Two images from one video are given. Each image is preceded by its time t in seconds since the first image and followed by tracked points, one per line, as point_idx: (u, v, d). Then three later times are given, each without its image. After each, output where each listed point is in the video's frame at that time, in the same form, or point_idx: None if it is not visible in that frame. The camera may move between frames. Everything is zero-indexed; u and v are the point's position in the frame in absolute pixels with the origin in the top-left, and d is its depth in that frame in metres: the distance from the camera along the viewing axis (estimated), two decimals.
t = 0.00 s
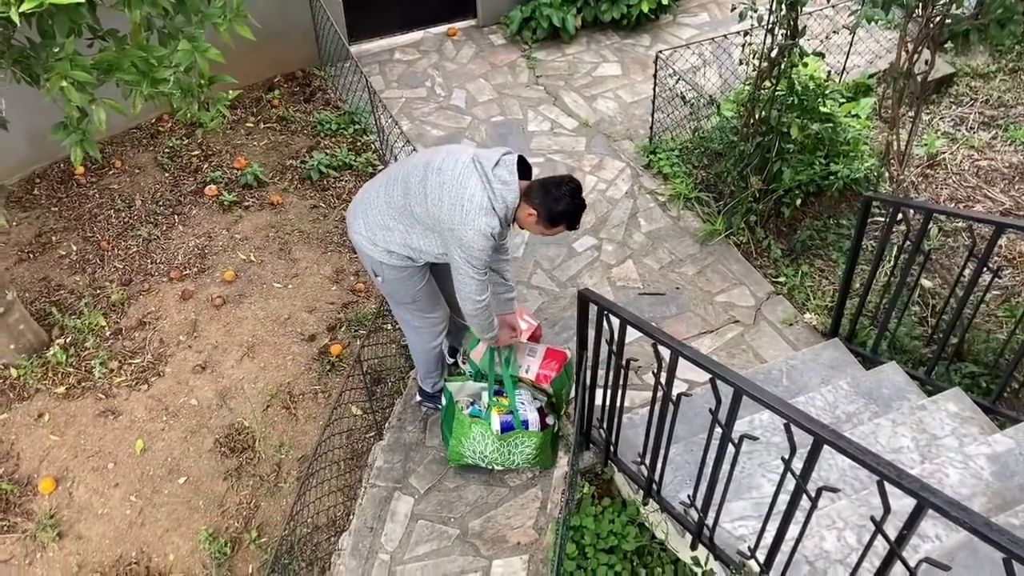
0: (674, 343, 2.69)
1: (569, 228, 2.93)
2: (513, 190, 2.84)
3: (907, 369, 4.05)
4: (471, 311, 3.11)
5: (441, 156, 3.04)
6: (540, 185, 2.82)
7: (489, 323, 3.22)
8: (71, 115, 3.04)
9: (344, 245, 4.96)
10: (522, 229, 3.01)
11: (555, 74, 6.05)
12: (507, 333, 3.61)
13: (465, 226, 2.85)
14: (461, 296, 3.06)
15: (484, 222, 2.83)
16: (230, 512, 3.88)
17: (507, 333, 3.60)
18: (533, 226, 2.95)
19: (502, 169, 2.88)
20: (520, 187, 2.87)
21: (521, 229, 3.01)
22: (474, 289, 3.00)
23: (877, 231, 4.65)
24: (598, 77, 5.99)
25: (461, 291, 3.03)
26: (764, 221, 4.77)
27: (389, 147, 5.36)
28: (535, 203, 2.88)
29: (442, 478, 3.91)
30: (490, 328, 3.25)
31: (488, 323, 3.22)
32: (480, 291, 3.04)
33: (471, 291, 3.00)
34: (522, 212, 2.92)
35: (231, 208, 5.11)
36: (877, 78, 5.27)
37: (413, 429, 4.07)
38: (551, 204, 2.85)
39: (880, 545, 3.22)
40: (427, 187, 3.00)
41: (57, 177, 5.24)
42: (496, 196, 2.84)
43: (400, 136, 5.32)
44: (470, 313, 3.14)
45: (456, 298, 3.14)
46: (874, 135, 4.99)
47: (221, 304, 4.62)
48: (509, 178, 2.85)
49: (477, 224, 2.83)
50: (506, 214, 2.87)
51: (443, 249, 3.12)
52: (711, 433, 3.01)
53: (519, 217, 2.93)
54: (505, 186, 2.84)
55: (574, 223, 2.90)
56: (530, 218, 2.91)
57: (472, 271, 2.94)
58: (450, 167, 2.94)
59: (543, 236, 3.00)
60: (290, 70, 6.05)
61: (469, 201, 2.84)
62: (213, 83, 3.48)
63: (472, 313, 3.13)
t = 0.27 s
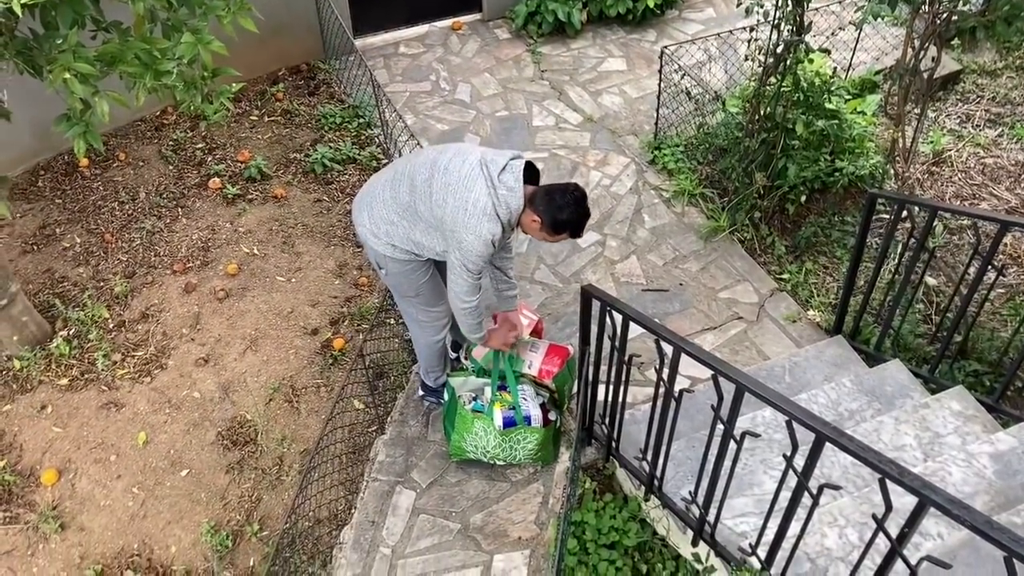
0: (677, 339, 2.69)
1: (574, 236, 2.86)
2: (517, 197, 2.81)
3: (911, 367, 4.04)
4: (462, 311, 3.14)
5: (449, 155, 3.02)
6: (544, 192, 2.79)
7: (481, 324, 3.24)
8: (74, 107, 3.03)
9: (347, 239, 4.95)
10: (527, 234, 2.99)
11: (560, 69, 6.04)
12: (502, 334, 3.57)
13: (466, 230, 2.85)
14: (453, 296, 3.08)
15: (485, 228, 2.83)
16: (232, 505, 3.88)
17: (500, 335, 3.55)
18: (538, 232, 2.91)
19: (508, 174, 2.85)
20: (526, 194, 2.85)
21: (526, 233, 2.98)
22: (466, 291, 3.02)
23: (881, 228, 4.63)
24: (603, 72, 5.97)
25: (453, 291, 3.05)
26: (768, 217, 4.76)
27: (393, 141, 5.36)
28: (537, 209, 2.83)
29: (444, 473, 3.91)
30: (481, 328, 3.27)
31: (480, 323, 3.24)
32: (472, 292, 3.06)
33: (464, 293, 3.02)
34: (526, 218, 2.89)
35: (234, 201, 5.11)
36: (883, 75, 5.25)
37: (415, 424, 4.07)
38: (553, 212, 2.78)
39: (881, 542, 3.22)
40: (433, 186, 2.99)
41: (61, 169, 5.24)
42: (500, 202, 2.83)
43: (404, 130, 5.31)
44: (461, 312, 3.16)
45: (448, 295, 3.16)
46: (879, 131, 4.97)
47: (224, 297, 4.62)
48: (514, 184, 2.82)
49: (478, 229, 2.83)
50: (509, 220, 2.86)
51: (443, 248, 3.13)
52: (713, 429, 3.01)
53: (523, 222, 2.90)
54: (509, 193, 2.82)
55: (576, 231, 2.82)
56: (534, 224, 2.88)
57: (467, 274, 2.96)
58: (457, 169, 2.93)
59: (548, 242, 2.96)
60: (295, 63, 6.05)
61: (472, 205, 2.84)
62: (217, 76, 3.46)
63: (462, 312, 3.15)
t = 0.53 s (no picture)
0: (681, 334, 2.69)
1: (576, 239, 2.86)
2: (520, 198, 2.81)
3: (915, 364, 4.04)
4: (458, 306, 3.16)
5: (456, 152, 3.02)
6: (548, 194, 2.78)
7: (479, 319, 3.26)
8: (83, 99, 3.04)
9: (353, 233, 4.96)
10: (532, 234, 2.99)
11: (566, 64, 6.04)
12: (497, 337, 3.51)
13: (467, 228, 2.86)
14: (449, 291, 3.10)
15: (487, 228, 2.84)
16: (237, 497, 3.90)
17: (492, 339, 3.49)
18: (542, 234, 2.92)
19: (513, 175, 2.84)
20: (530, 195, 2.84)
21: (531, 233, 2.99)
22: (462, 287, 3.05)
23: (886, 225, 4.63)
24: (609, 67, 5.97)
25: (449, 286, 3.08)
26: (773, 214, 4.76)
27: (399, 136, 5.37)
28: (540, 210, 2.85)
29: (448, 467, 3.93)
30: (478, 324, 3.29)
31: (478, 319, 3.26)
32: (469, 288, 3.08)
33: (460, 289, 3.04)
34: (530, 220, 2.90)
35: (241, 194, 5.13)
36: (889, 72, 5.24)
37: (420, 417, 4.09)
38: (556, 213, 2.78)
39: (884, 538, 3.23)
40: (438, 182, 3.00)
41: (68, 162, 5.26)
42: (502, 203, 2.83)
43: (410, 124, 5.32)
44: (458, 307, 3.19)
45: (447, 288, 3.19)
46: (885, 128, 4.97)
47: (230, 290, 4.63)
48: (518, 185, 2.81)
49: (480, 228, 2.84)
50: (511, 220, 2.86)
51: (445, 244, 3.14)
52: (717, 424, 3.01)
53: (526, 223, 2.90)
54: (513, 194, 2.81)
55: (578, 233, 2.81)
56: (537, 226, 2.89)
57: (465, 271, 2.98)
58: (463, 167, 2.93)
59: (552, 243, 2.95)
60: (301, 58, 6.06)
61: (475, 204, 2.84)
62: (224, 69, 3.47)
63: (459, 307, 3.17)
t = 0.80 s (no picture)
0: (685, 329, 2.70)
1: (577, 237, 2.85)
2: (521, 197, 2.81)
3: (918, 361, 4.05)
4: (457, 300, 3.18)
5: (459, 149, 3.03)
6: (549, 193, 2.78)
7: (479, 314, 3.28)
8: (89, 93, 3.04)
9: (357, 228, 4.97)
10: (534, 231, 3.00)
11: (570, 60, 6.04)
12: (498, 329, 3.58)
13: (467, 226, 2.87)
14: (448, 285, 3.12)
15: (487, 225, 2.85)
16: (241, 490, 3.91)
17: (492, 330, 3.56)
18: (544, 233, 2.92)
19: (515, 174, 2.84)
20: (530, 193, 2.84)
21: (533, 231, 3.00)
22: (461, 283, 3.07)
23: (890, 222, 4.63)
24: (613, 63, 5.97)
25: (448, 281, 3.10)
26: (777, 210, 4.76)
27: (403, 131, 5.37)
28: (540, 209, 2.84)
29: (451, 461, 3.94)
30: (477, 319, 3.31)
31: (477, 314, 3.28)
32: (468, 284, 3.10)
33: (459, 284, 3.06)
34: (531, 219, 2.90)
35: (245, 188, 5.14)
36: (894, 69, 5.24)
37: (423, 412, 4.10)
38: (556, 212, 2.77)
39: (886, 534, 3.23)
40: (441, 179, 3.01)
41: (73, 156, 5.27)
42: (503, 201, 2.83)
43: (414, 120, 5.32)
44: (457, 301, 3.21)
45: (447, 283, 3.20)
46: (890, 125, 4.96)
47: (234, 285, 4.65)
48: (520, 184, 2.81)
49: (480, 226, 2.85)
50: (512, 218, 2.87)
51: (446, 239, 3.15)
52: (720, 420, 3.02)
53: (527, 220, 2.90)
54: (513, 193, 2.82)
55: (578, 233, 2.80)
56: (538, 224, 2.89)
57: (464, 267, 3.00)
58: (465, 164, 2.94)
59: (553, 241, 2.96)
60: (306, 52, 6.06)
61: (476, 202, 2.85)
62: (230, 63, 3.47)
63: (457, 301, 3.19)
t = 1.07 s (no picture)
0: (688, 326, 2.71)
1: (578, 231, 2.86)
2: (522, 191, 2.82)
3: (921, 359, 4.05)
4: (455, 296, 3.18)
5: (460, 144, 3.03)
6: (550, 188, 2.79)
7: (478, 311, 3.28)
8: (95, 88, 3.05)
9: (361, 224, 4.98)
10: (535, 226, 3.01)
11: (574, 57, 6.04)
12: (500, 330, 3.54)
13: (468, 220, 2.88)
14: (446, 281, 3.13)
15: (488, 219, 2.86)
16: (244, 485, 3.92)
17: (495, 331, 3.52)
18: (546, 228, 2.92)
19: (516, 168, 2.85)
20: (532, 188, 2.85)
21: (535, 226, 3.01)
22: (461, 278, 3.07)
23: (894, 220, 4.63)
24: (617, 60, 5.97)
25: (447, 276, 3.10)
26: (781, 208, 4.76)
27: (407, 127, 5.38)
28: (542, 204, 2.84)
29: (454, 457, 3.95)
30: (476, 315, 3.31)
31: (477, 311, 3.29)
32: (468, 279, 3.10)
33: (458, 279, 3.07)
34: (532, 214, 2.91)
35: (249, 184, 5.14)
36: (898, 67, 5.23)
37: (426, 408, 4.11)
38: (558, 208, 2.78)
39: (888, 531, 3.25)
40: (442, 174, 3.01)
41: (78, 151, 5.28)
42: (504, 195, 2.84)
43: (418, 116, 5.33)
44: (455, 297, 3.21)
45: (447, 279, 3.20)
46: (893, 123, 4.96)
47: (238, 280, 4.66)
48: (521, 178, 2.82)
49: (481, 221, 2.86)
50: (513, 212, 2.88)
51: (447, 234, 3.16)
52: (723, 417, 3.03)
53: (528, 216, 2.91)
54: (514, 187, 2.83)
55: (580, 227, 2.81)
56: (540, 219, 2.89)
57: (464, 262, 3.00)
58: (467, 158, 2.94)
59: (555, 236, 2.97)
60: (310, 48, 6.07)
61: (477, 196, 2.85)
62: (235, 59, 3.48)
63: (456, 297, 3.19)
